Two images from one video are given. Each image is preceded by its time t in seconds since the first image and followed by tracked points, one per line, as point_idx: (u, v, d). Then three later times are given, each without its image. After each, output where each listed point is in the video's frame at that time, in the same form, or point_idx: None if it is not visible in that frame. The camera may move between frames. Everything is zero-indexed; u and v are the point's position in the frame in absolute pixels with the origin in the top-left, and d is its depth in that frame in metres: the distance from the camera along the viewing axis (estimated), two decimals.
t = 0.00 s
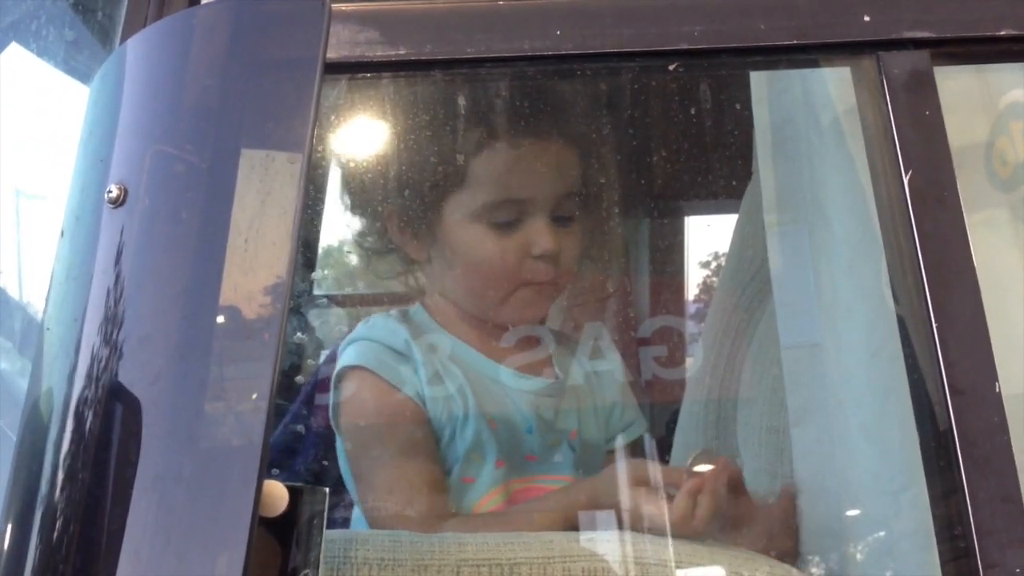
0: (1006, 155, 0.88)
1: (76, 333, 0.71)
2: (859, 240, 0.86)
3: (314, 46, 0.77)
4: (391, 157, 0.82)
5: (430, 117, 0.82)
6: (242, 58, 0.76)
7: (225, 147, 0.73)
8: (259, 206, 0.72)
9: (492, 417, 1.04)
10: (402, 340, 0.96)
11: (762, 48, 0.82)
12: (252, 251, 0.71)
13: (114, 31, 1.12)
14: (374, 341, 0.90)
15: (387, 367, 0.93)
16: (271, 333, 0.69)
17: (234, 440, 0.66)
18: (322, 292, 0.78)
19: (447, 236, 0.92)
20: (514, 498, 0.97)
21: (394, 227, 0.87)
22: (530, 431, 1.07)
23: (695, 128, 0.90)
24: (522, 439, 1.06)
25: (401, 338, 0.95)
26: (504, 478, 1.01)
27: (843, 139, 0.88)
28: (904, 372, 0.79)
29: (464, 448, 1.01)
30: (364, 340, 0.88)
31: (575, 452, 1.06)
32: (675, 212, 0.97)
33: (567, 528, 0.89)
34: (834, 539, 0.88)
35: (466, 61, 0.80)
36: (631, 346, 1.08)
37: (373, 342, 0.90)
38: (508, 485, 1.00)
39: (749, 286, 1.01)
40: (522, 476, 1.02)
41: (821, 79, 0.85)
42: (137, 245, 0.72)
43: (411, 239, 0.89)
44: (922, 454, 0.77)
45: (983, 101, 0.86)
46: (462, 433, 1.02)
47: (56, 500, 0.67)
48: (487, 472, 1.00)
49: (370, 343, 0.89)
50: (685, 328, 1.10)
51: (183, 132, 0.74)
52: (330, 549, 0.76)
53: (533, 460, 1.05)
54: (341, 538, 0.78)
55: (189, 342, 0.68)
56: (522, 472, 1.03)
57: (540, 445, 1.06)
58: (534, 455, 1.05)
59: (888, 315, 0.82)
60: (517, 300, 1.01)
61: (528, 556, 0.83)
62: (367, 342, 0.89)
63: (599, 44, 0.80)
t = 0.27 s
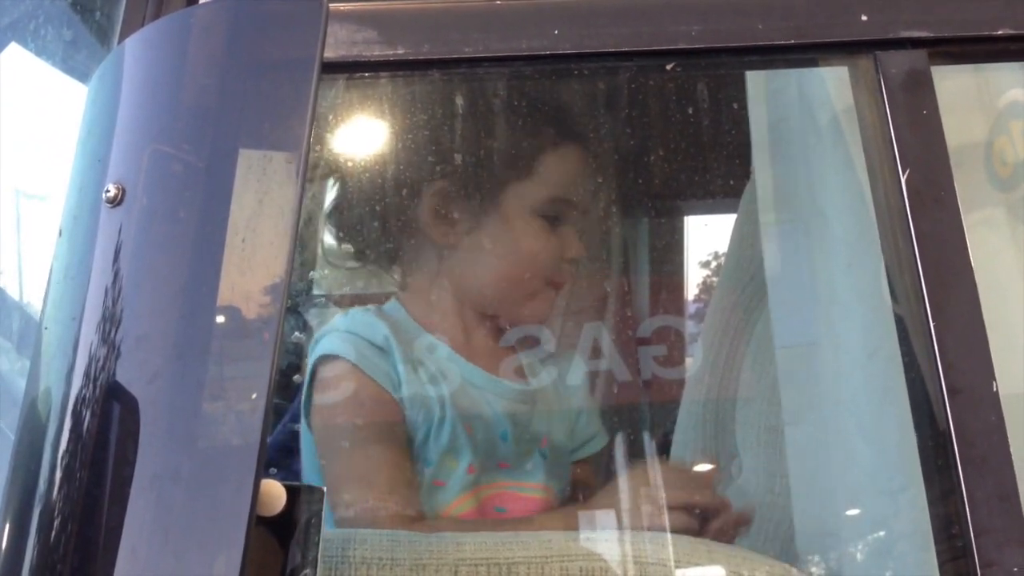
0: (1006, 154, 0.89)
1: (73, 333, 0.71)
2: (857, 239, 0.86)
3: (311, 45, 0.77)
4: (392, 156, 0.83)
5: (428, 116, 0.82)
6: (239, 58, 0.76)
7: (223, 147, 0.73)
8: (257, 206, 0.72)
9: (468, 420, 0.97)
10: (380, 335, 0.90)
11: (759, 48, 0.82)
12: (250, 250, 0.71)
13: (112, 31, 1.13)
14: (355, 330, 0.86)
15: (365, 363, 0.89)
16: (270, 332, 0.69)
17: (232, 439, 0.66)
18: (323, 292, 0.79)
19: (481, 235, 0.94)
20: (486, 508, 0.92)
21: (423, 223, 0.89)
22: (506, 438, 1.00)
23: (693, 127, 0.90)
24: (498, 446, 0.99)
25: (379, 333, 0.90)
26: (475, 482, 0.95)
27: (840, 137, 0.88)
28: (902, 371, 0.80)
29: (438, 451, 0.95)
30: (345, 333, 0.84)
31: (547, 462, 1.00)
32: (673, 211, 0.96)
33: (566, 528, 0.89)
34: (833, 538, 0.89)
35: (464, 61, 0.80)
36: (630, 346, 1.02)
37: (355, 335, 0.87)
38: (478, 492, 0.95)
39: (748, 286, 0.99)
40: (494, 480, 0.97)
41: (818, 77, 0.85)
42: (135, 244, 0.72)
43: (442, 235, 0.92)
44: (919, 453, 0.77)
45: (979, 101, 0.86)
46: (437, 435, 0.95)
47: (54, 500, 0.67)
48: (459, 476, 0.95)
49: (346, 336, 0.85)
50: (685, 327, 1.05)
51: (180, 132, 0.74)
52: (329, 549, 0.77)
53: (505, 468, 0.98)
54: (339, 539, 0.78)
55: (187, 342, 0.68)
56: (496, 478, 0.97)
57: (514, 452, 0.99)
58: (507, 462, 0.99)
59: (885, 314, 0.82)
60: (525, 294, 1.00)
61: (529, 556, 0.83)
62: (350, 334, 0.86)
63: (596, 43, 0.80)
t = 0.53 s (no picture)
0: (1006, 155, 0.89)
1: (72, 335, 0.71)
2: (855, 237, 0.86)
3: (309, 47, 0.77)
4: (391, 158, 0.84)
5: (426, 117, 0.82)
6: (238, 60, 0.76)
7: (221, 149, 0.73)
8: (255, 207, 0.72)
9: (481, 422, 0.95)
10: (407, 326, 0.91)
11: (756, 49, 0.82)
12: (249, 252, 0.71)
13: (111, 32, 1.13)
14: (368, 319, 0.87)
15: (386, 352, 0.89)
16: (267, 333, 0.69)
17: (230, 440, 0.66)
18: (321, 292, 0.79)
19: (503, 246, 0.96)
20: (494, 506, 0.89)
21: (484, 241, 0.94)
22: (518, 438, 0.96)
23: (690, 128, 0.91)
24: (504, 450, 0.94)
25: (408, 324, 0.91)
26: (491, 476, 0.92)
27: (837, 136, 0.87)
28: (899, 372, 0.80)
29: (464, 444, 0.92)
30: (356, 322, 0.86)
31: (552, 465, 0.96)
32: (671, 212, 1.00)
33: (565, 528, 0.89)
34: (831, 538, 0.88)
35: (462, 62, 0.80)
36: (630, 345, 1.06)
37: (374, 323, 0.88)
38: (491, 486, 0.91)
39: (746, 287, 0.99)
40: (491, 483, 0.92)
41: (817, 78, 0.85)
42: (133, 246, 0.72)
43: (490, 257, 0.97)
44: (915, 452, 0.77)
45: (976, 101, 0.86)
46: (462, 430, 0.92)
47: (52, 501, 0.67)
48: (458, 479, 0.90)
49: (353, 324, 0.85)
50: (685, 327, 1.07)
51: (179, 133, 0.75)
52: (326, 549, 0.76)
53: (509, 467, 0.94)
54: (339, 538, 0.79)
55: (186, 343, 0.68)
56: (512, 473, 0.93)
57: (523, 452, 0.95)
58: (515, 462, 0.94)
59: (884, 315, 0.82)
60: (526, 297, 1.00)
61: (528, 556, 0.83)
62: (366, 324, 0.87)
63: (594, 45, 0.80)
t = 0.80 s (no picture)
0: (1006, 155, 0.90)
1: (69, 336, 0.72)
2: (852, 240, 0.86)
3: (306, 50, 0.77)
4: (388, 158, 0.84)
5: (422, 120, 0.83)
6: (235, 63, 0.76)
7: (218, 152, 0.74)
8: (252, 209, 0.72)
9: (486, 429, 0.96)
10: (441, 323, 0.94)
11: (754, 51, 0.82)
12: (246, 254, 0.71)
13: (109, 34, 1.13)
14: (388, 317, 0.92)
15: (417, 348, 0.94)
16: (264, 336, 0.69)
17: (227, 442, 0.66)
18: (321, 292, 0.80)
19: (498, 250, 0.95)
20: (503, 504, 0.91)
21: (482, 249, 0.95)
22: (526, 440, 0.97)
23: (688, 130, 0.90)
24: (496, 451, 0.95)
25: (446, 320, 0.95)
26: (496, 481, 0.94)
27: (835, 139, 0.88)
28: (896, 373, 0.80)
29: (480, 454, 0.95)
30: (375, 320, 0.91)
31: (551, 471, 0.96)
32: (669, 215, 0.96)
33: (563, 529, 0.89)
34: (828, 539, 0.90)
35: (460, 65, 0.81)
36: (630, 347, 0.99)
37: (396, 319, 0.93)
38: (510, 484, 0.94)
39: (745, 288, 0.96)
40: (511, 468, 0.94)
41: (814, 80, 0.85)
42: (130, 248, 0.72)
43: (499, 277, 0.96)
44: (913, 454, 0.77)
45: (975, 102, 0.86)
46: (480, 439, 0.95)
47: (49, 503, 0.67)
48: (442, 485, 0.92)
49: (376, 322, 0.91)
50: (684, 328, 1.02)
51: (176, 135, 0.75)
52: (325, 550, 0.76)
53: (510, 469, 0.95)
54: (338, 539, 0.79)
55: (183, 345, 0.68)
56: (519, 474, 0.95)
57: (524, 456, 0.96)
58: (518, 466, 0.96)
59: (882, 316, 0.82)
60: (522, 297, 0.98)
61: (526, 557, 0.83)
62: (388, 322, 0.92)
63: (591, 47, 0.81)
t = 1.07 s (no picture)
0: (1005, 156, 0.90)
1: (67, 336, 0.72)
2: (852, 240, 0.86)
3: (305, 50, 0.77)
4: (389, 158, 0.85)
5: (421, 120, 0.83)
6: (233, 63, 0.76)
7: (216, 152, 0.74)
8: (250, 209, 0.72)
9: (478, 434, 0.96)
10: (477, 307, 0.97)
11: (753, 51, 0.82)
12: (244, 254, 0.71)
13: (108, 35, 1.13)
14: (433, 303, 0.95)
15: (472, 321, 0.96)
16: (262, 336, 0.69)
17: (226, 442, 0.66)
18: (320, 292, 0.80)
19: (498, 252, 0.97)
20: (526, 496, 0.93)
21: (480, 250, 0.96)
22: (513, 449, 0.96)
23: (686, 130, 0.90)
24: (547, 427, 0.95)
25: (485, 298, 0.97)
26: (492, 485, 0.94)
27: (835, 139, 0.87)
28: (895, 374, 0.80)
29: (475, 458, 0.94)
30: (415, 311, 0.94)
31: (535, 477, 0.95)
32: (667, 215, 0.97)
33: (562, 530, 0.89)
34: (828, 540, 0.90)
35: (458, 65, 0.81)
36: (630, 346, 0.99)
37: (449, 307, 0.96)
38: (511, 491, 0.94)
39: (744, 289, 0.95)
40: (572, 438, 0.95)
41: (813, 80, 0.85)
42: (128, 248, 0.72)
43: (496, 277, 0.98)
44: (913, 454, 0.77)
45: (974, 103, 0.86)
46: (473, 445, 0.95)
47: (47, 503, 0.67)
48: (485, 466, 0.94)
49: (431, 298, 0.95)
50: (684, 328, 1.02)
51: (175, 135, 0.75)
52: (323, 551, 0.77)
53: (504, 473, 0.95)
54: (336, 541, 0.79)
55: (181, 345, 0.68)
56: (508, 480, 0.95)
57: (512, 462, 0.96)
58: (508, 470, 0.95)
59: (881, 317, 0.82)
60: (523, 297, 0.99)
61: (525, 557, 0.83)
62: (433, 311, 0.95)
63: (589, 47, 0.81)
